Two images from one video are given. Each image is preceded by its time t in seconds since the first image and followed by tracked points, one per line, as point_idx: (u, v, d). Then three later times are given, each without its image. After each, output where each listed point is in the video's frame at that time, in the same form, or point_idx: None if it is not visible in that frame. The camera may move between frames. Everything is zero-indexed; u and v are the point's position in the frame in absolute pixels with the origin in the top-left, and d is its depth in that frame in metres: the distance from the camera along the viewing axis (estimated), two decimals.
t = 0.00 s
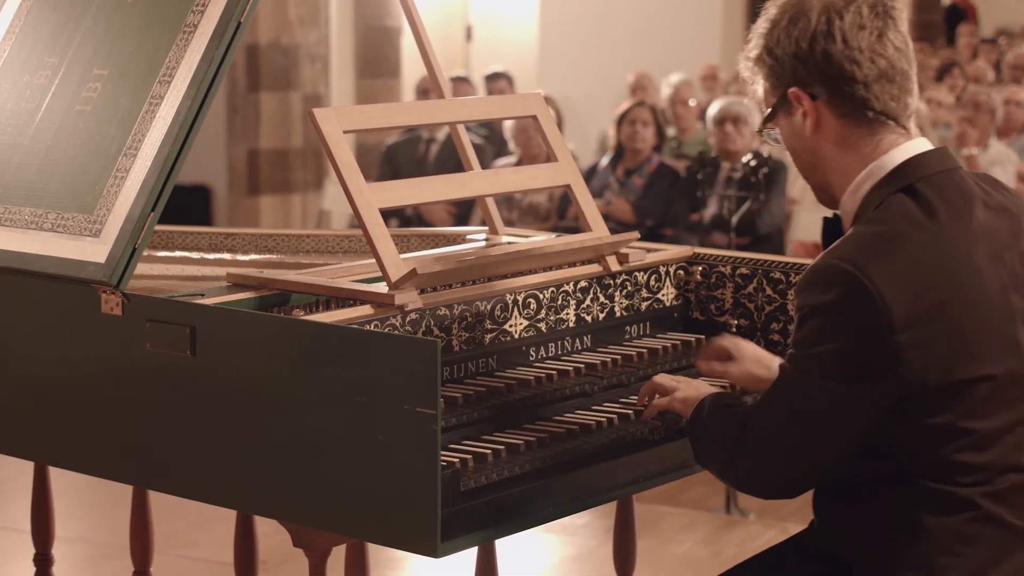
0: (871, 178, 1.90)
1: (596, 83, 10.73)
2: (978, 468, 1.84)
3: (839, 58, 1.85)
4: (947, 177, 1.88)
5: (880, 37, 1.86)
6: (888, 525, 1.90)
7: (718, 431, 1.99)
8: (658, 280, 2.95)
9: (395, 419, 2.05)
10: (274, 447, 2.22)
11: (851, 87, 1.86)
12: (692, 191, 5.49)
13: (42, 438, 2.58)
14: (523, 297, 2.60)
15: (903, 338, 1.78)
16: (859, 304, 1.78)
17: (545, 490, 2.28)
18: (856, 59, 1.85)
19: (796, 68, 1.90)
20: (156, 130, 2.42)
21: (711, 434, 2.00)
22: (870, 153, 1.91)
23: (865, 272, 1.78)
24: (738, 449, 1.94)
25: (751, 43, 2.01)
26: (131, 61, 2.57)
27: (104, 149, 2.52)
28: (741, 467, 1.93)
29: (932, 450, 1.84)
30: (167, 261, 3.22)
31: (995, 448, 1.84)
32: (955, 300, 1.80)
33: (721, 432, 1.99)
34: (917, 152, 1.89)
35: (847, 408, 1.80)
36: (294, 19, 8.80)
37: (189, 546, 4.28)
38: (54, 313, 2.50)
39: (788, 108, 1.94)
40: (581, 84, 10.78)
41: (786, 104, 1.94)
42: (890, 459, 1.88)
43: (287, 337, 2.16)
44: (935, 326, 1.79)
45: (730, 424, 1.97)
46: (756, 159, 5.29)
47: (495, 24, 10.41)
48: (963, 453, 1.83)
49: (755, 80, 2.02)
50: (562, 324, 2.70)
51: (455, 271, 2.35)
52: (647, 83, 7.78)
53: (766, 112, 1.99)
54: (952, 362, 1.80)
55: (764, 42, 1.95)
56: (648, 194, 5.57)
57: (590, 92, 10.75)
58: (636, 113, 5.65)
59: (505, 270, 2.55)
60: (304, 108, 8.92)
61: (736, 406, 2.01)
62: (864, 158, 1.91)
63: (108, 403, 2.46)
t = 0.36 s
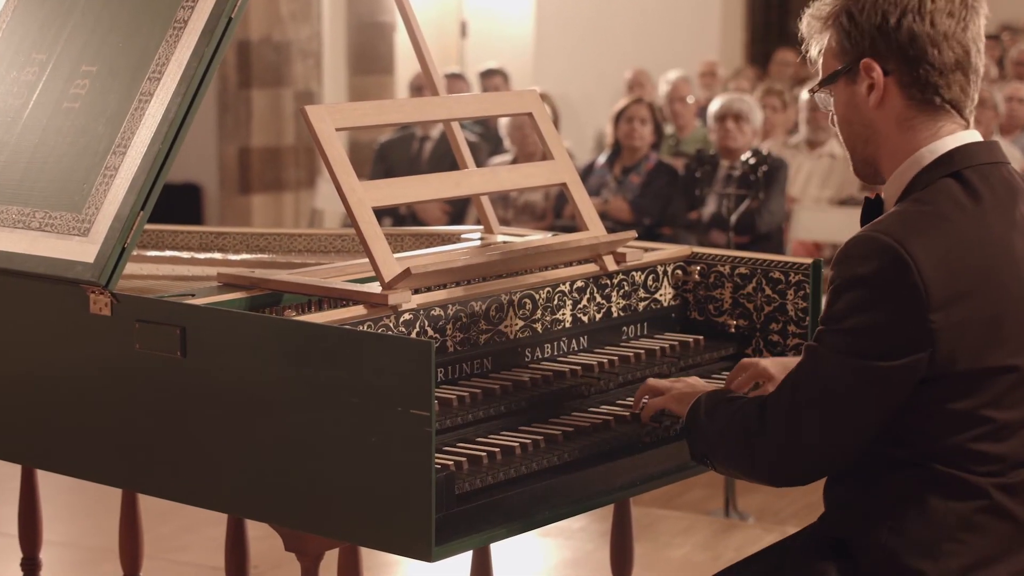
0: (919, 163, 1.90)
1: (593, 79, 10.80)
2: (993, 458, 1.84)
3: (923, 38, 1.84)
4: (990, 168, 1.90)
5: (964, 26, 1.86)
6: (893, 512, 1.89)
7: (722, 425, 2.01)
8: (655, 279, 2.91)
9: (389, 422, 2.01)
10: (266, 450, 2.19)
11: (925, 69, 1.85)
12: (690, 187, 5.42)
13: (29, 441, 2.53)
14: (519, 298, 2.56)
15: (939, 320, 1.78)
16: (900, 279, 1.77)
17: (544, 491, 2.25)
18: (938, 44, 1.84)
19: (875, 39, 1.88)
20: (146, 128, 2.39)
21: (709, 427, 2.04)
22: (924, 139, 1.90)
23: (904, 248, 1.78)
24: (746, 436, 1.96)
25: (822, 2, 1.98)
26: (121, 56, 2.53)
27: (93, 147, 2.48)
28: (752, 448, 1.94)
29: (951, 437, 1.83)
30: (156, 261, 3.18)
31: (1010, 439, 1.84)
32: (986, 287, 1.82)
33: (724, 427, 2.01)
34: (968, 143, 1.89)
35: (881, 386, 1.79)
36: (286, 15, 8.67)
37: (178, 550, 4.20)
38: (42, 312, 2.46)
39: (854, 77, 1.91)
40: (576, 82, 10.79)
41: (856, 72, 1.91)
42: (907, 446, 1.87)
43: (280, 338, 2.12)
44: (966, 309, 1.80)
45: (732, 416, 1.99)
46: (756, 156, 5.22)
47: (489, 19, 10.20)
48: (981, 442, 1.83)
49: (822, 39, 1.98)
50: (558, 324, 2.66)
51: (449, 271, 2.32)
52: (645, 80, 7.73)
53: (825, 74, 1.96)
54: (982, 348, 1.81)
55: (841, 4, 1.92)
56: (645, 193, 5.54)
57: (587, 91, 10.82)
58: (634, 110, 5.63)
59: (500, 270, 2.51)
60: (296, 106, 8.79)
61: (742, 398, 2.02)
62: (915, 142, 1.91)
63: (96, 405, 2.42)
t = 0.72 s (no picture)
0: (915, 165, 1.85)
1: (581, 74, 10.60)
2: (994, 464, 1.79)
3: (902, 38, 1.80)
4: (988, 169, 1.86)
5: (939, 21, 1.82)
6: (891, 517, 1.85)
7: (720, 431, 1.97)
8: (644, 279, 2.88)
9: (375, 425, 1.97)
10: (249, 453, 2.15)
11: (911, 67, 1.80)
12: (680, 186, 5.38)
13: (9, 444, 2.49)
14: (506, 298, 2.53)
15: (939, 325, 1.74)
16: (899, 284, 1.74)
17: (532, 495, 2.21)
18: (918, 41, 1.80)
19: (853, 47, 1.84)
20: (126, 126, 2.34)
21: (706, 433, 2.00)
22: (917, 141, 1.85)
23: (903, 251, 1.75)
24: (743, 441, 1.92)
25: (789, 23, 1.95)
26: (101, 53, 2.49)
27: (72, 145, 2.43)
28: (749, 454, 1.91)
29: (951, 443, 1.79)
30: (137, 261, 3.13)
31: (1011, 445, 1.80)
32: (987, 289, 1.78)
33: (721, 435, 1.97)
34: (962, 142, 1.85)
35: (878, 392, 1.76)
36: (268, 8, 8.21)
37: (160, 555, 4.13)
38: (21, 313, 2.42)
39: (838, 88, 1.86)
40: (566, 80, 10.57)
41: (838, 84, 1.86)
42: (907, 452, 1.83)
43: (263, 339, 2.08)
44: (967, 311, 1.76)
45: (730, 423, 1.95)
46: (747, 155, 5.07)
47: (479, 15, 9.97)
48: (982, 447, 1.79)
49: (795, 60, 1.95)
50: (546, 325, 2.63)
51: (436, 270, 2.28)
52: (634, 76, 7.67)
53: (807, 94, 1.92)
54: (982, 352, 1.78)
55: (812, 19, 1.89)
56: (633, 192, 5.51)
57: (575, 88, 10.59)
58: (624, 107, 5.56)
59: (488, 270, 2.48)
60: (279, 104, 8.38)
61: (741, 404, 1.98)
62: (909, 145, 1.85)
63: (76, 408, 2.37)
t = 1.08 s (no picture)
0: (871, 175, 1.82)
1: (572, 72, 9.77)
2: (982, 467, 1.74)
3: (839, 50, 1.78)
4: (948, 171, 1.82)
5: (874, 29, 1.80)
6: (882, 530, 1.80)
7: (676, 432, 1.87)
8: (636, 279, 2.86)
9: (362, 427, 1.95)
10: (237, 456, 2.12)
11: (853, 77, 1.78)
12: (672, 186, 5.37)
13: None
14: (495, 298, 2.51)
15: (910, 335, 1.69)
16: (864, 299, 1.69)
17: (520, 497, 2.18)
18: (855, 51, 1.78)
19: (792, 65, 1.81)
20: (111, 124, 2.31)
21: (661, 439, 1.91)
22: (869, 150, 1.83)
23: (868, 266, 1.70)
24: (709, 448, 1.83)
25: (725, 54, 1.94)
26: (85, 51, 2.46)
27: (57, 143, 2.40)
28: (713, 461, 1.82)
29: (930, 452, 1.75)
30: (123, 261, 3.10)
31: (999, 448, 1.75)
32: (961, 292, 1.72)
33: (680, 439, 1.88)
34: (917, 146, 1.82)
35: (846, 414, 1.71)
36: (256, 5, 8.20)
37: (146, 558, 4.09)
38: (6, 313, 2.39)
39: (783, 109, 1.84)
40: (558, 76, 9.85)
41: (783, 104, 1.84)
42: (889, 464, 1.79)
43: (251, 340, 2.05)
44: (944, 318, 1.71)
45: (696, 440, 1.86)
46: (739, 153, 4.99)
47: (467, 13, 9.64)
48: (966, 453, 1.74)
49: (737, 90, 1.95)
50: (536, 325, 2.61)
51: (426, 270, 2.26)
52: (625, 74, 7.62)
53: (753, 120, 1.90)
54: (959, 357, 1.72)
55: (748, 46, 1.87)
56: (625, 190, 5.50)
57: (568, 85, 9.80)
58: (615, 105, 5.53)
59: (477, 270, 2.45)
60: (267, 101, 8.34)
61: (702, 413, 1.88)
62: (863, 155, 1.83)
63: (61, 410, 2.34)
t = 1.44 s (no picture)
0: (852, 171, 1.75)
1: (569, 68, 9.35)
2: (968, 474, 1.69)
3: (821, 44, 1.71)
4: (927, 169, 1.76)
5: (857, 24, 1.74)
6: (871, 541, 1.74)
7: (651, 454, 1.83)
8: (630, 278, 2.83)
9: (352, 428, 1.92)
10: (225, 459, 2.09)
11: (834, 73, 1.71)
12: (666, 184, 5.27)
13: None
14: (488, 299, 2.48)
15: (896, 331, 1.61)
16: (849, 296, 1.60)
17: (512, 500, 2.15)
18: (838, 45, 1.71)
19: (772, 58, 1.74)
20: (97, 121, 2.28)
21: (627, 462, 1.85)
22: (849, 146, 1.76)
23: (852, 261, 1.62)
24: (678, 463, 1.78)
25: (705, 44, 1.87)
26: (71, 47, 2.42)
27: (42, 142, 2.36)
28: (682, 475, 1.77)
29: (912, 458, 1.69)
30: (110, 261, 3.05)
31: (982, 454, 1.70)
32: (943, 292, 1.66)
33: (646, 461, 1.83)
34: (896, 143, 1.76)
35: (824, 420, 1.61)
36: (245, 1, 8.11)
37: (134, 563, 4.03)
38: None
39: (762, 102, 1.77)
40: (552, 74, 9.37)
41: (763, 96, 1.77)
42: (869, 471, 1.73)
43: (238, 341, 2.02)
44: (928, 318, 1.64)
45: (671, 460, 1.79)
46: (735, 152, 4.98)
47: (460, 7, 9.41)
48: (950, 459, 1.69)
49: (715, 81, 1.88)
50: (529, 326, 2.58)
51: (418, 270, 2.23)
52: (619, 71, 7.57)
53: (730, 113, 1.82)
54: (942, 358, 1.66)
55: (728, 36, 1.80)
56: (620, 189, 5.47)
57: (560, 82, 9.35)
58: (609, 104, 5.49)
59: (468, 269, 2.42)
60: (255, 98, 8.22)
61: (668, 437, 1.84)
62: (842, 150, 1.76)
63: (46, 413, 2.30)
